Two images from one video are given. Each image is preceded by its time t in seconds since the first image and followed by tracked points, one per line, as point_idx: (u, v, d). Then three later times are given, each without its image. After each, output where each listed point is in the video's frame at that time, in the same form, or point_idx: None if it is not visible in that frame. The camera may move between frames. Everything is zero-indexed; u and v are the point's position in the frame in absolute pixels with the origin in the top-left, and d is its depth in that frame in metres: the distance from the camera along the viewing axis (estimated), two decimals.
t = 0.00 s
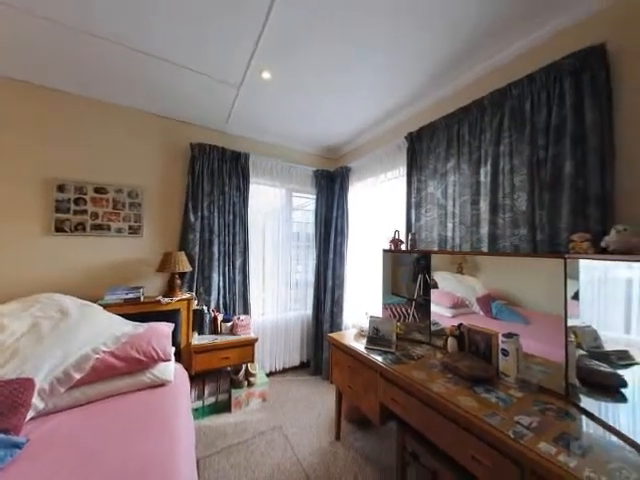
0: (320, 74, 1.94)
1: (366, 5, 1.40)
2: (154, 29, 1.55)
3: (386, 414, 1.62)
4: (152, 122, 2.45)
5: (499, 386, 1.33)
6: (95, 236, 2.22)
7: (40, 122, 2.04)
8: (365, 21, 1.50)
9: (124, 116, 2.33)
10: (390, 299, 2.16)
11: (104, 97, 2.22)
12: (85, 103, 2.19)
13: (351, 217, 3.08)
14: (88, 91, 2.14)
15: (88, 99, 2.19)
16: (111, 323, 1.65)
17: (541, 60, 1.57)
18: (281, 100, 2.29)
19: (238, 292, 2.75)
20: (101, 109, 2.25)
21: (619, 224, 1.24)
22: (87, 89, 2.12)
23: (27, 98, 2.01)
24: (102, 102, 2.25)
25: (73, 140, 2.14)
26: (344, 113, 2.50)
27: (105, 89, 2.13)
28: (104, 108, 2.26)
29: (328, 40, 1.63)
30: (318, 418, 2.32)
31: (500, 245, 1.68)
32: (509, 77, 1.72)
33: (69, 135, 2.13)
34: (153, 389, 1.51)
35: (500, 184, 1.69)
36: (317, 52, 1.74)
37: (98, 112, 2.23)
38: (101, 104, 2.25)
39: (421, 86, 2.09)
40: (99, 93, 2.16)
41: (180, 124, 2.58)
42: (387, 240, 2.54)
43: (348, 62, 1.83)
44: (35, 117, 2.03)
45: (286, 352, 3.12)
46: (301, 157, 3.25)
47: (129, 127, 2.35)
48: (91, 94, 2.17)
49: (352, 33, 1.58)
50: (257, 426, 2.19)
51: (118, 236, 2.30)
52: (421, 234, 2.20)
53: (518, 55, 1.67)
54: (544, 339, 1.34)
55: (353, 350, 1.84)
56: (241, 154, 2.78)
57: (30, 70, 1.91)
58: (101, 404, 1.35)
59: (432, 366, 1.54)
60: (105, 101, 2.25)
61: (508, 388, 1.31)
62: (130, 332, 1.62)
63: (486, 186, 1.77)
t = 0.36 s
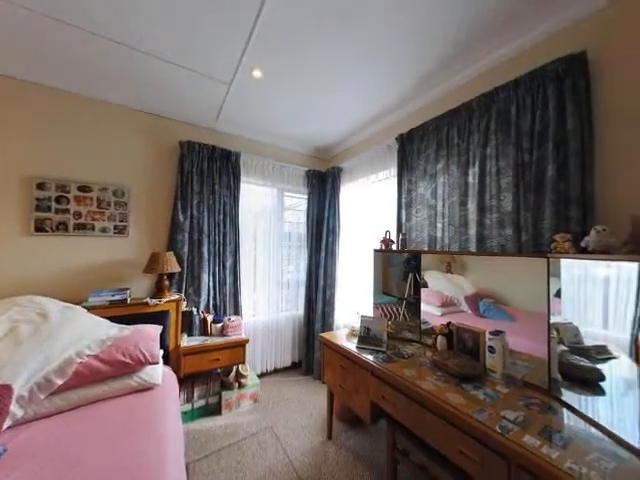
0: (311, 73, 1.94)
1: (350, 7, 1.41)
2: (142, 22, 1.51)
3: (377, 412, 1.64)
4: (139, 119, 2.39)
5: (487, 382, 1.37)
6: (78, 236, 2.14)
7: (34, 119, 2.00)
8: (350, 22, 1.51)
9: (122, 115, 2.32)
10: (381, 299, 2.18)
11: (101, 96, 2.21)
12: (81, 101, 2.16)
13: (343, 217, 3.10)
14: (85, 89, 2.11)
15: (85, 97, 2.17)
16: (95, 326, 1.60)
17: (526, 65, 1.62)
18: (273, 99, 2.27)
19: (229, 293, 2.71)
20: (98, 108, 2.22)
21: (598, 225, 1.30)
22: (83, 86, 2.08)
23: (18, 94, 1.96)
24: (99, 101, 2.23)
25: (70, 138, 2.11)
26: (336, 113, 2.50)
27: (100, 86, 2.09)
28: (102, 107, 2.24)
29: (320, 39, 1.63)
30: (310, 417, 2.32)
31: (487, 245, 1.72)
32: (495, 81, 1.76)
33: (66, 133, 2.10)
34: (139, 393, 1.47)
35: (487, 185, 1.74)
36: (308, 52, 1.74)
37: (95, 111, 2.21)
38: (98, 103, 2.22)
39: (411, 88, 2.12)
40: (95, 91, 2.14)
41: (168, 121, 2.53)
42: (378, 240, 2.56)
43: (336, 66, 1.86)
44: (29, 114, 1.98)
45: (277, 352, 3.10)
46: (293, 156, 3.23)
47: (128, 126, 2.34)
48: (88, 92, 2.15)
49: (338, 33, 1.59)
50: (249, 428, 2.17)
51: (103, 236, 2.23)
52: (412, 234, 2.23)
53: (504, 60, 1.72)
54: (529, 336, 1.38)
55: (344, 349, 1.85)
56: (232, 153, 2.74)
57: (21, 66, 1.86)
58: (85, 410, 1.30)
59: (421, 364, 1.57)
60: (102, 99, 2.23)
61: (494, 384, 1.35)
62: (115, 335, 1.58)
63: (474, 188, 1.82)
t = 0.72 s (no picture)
0: (303, 73, 1.94)
1: (342, 8, 1.42)
2: (128, 16, 1.47)
3: (368, 411, 1.65)
4: (125, 116, 2.32)
5: (474, 378, 1.40)
6: (60, 236, 2.06)
7: (18, 114, 1.93)
8: (341, 24, 1.52)
9: (122, 116, 2.31)
10: (372, 298, 2.20)
11: (101, 96, 2.19)
12: (80, 100, 2.14)
13: (334, 217, 3.10)
14: (84, 88, 2.09)
15: (85, 96, 2.15)
16: (79, 331, 1.53)
17: (512, 71, 1.67)
18: (264, 98, 2.25)
19: (219, 293, 2.67)
20: (98, 108, 2.21)
21: (578, 225, 1.36)
22: (80, 85, 2.05)
23: (2, 89, 1.89)
24: (100, 101, 2.22)
25: (68, 137, 2.09)
26: (328, 114, 2.51)
27: (96, 85, 2.07)
28: (102, 106, 2.22)
29: (311, 40, 1.63)
30: (301, 418, 2.32)
31: (475, 244, 1.77)
32: (482, 86, 1.81)
33: (63, 132, 2.07)
34: (126, 397, 1.42)
35: (475, 186, 1.78)
36: (300, 52, 1.73)
37: (95, 111, 2.20)
38: (97, 103, 2.20)
39: (402, 91, 2.15)
40: (95, 91, 2.12)
41: (156, 118, 2.46)
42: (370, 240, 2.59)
43: (329, 67, 1.87)
44: (25, 112, 1.95)
45: (269, 353, 3.07)
46: (284, 156, 3.22)
47: (118, 124, 2.29)
48: (88, 91, 2.13)
49: (330, 34, 1.59)
50: (239, 430, 2.15)
51: (87, 236, 2.16)
52: (402, 234, 2.26)
53: (492, 65, 1.76)
54: (514, 333, 1.43)
55: (336, 349, 1.85)
56: (222, 152, 2.70)
57: (18, 64, 1.83)
58: (67, 416, 1.26)
59: (412, 362, 1.59)
60: (101, 99, 2.21)
61: (482, 380, 1.38)
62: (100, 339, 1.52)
63: (462, 189, 1.86)
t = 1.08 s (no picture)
0: (295, 73, 1.93)
1: (334, 9, 1.42)
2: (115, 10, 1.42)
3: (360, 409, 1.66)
4: (111, 112, 2.25)
5: (463, 375, 1.44)
6: (40, 236, 1.98)
7: None
8: (333, 25, 1.52)
9: (117, 114, 2.28)
10: (363, 298, 2.21)
11: (103, 96, 2.19)
12: (81, 99, 2.13)
13: (326, 217, 3.11)
14: (79, 86, 2.06)
15: (87, 96, 2.15)
16: (61, 335, 1.49)
17: (498, 76, 1.72)
18: (256, 97, 2.23)
19: (209, 294, 2.63)
20: (99, 108, 2.20)
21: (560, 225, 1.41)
22: (79, 84, 2.04)
23: None
24: (101, 101, 2.21)
25: (67, 137, 2.07)
26: (320, 114, 2.51)
27: (95, 84, 2.05)
28: (103, 106, 2.21)
29: (303, 40, 1.63)
30: (293, 419, 2.31)
31: (463, 244, 1.81)
32: (470, 90, 1.86)
33: (51, 129, 2.02)
34: (111, 402, 1.38)
35: (463, 187, 1.82)
36: (292, 51, 1.72)
37: (96, 111, 2.19)
38: (98, 102, 2.20)
39: (393, 93, 2.18)
40: (90, 89, 2.09)
41: (143, 115, 2.40)
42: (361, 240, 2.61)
43: (320, 67, 1.87)
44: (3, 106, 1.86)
45: (260, 354, 3.05)
46: (276, 156, 3.20)
47: (103, 120, 2.22)
48: (89, 91, 2.12)
49: (321, 35, 1.59)
50: (230, 432, 2.12)
51: (69, 235, 2.08)
52: (393, 234, 2.29)
53: (479, 70, 1.81)
54: (500, 330, 1.47)
55: (327, 349, 1.85)
56: (213, 150, 2.66)
57: (16, 62, 1.81)
58: (48, 424, 1.21)
59: (403, 361, 1.61)
60: (96, 97, 2.18)
61: (470, 377, 1.42)
62: (83, 343, 1.47)
63: (451, 190, 1.89)
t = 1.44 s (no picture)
0: (286, 72, 1.92)
1: (325, 9, 1.42)
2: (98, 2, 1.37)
3: (351, 408, 1.67)
4: (95, 107, 2.18)
5: (451, 372, 1.47)
6: (18, 236, 1.89)
7: None
8: (324, 25, 1.52)
9: (102, 110, 2.21)
10: (354, 297, 2.23)
11: (97, 94, 2.16)
12: (80, 99, 2.12)
13: (317, 217, 3.11)
14: (61, 80, 1.98)
15: (87, 96, 2.14)
16: (41, 340, 1.43)
17: (484, 80, 1.76)
18: (247, 95, 2.21)
19: (199, 295, 2.58)
20: (100, 108, 2.20)
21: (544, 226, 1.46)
22: (61, 78, 1.96)
23: None
24: (102, 101, 2.21)
25: (49, 133, 2.00)
26: (311, 114, 2.51)
27: (78, 78, 1.98)
28: (103, 106, 2.21)
29: (294, 39, 1.62)
30: (284, 419, 2.30)
31: (451, 244, 1.84)
32: (458, 93, 1.90)
33: (31, 124, 1.94)
34: (96, 408, 1.33)
35: (452, 188, 1.86)
36: (283, 50, 1.71)
37: (96, 110, 2.18)
38: (92, 101, 2.17)
39: (384, 94, 2.20)
40: (72, 82, 2.01)
41: (129, 112, 2.33)
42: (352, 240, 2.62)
43: (312, 66, 1.86)
44: None
45: (251, 355, 3.02)
46: (267, 155, 3.17)
47: (87, 116, 2.15)
48: (89, 90, 2.11)
49: (313, 35, 1.59)
50: (221, 435, 2.09)
51: (50, 235, 2.00)
52: (383, 234, 2.31)
53: (467, 74, 1.85)
54: (487, 328, 1.51)
55: (318, 348, 1.85)
56: (202, 148, 2.61)
57: None
58: (28, 432, 1.15)
59: (393, 359, 1.63)
60: (80, 91, 2.11)
61: (458, 374, 1.45)
62: (66, 347, 1.43)
63: (440, 191, 1.93)
